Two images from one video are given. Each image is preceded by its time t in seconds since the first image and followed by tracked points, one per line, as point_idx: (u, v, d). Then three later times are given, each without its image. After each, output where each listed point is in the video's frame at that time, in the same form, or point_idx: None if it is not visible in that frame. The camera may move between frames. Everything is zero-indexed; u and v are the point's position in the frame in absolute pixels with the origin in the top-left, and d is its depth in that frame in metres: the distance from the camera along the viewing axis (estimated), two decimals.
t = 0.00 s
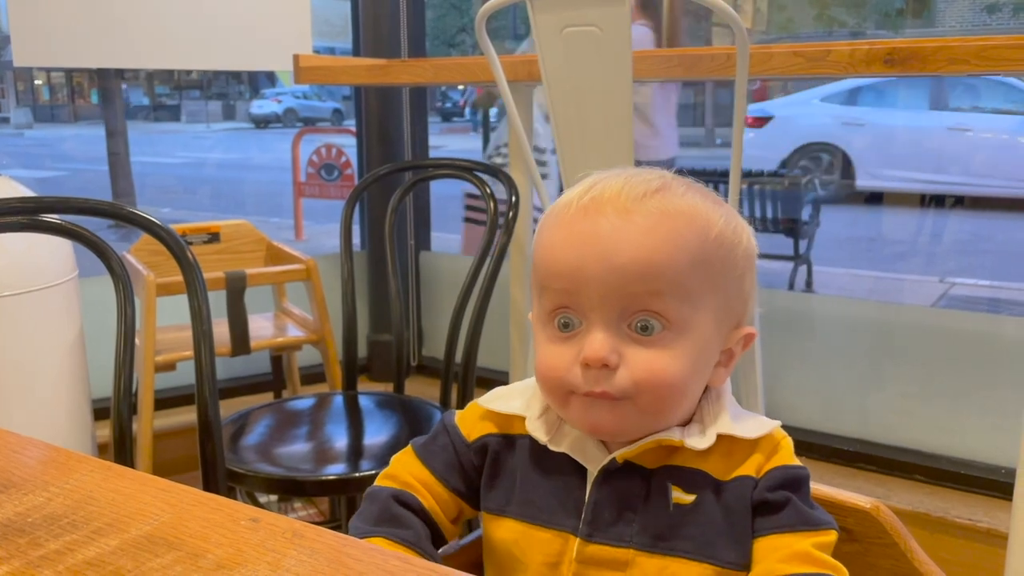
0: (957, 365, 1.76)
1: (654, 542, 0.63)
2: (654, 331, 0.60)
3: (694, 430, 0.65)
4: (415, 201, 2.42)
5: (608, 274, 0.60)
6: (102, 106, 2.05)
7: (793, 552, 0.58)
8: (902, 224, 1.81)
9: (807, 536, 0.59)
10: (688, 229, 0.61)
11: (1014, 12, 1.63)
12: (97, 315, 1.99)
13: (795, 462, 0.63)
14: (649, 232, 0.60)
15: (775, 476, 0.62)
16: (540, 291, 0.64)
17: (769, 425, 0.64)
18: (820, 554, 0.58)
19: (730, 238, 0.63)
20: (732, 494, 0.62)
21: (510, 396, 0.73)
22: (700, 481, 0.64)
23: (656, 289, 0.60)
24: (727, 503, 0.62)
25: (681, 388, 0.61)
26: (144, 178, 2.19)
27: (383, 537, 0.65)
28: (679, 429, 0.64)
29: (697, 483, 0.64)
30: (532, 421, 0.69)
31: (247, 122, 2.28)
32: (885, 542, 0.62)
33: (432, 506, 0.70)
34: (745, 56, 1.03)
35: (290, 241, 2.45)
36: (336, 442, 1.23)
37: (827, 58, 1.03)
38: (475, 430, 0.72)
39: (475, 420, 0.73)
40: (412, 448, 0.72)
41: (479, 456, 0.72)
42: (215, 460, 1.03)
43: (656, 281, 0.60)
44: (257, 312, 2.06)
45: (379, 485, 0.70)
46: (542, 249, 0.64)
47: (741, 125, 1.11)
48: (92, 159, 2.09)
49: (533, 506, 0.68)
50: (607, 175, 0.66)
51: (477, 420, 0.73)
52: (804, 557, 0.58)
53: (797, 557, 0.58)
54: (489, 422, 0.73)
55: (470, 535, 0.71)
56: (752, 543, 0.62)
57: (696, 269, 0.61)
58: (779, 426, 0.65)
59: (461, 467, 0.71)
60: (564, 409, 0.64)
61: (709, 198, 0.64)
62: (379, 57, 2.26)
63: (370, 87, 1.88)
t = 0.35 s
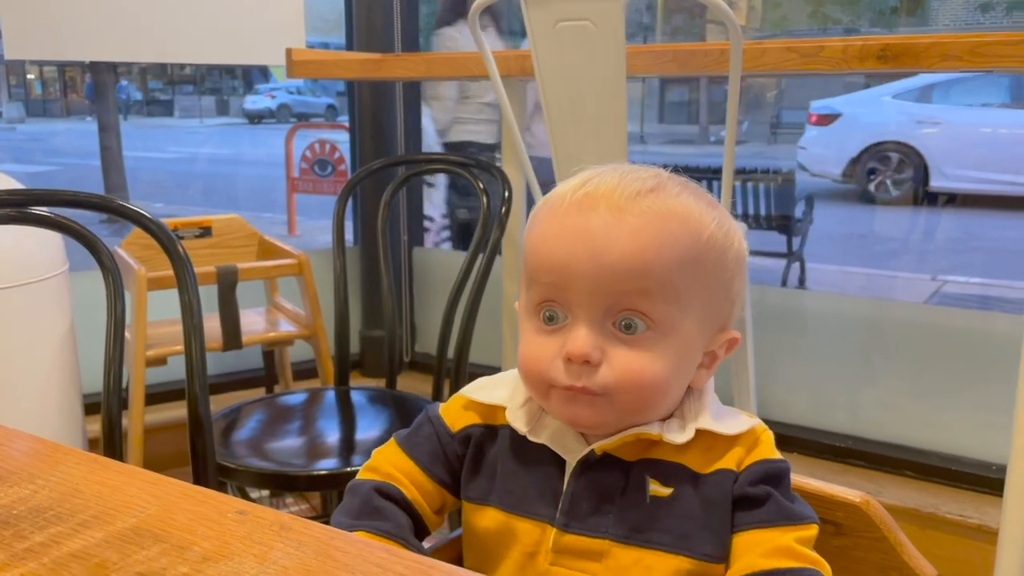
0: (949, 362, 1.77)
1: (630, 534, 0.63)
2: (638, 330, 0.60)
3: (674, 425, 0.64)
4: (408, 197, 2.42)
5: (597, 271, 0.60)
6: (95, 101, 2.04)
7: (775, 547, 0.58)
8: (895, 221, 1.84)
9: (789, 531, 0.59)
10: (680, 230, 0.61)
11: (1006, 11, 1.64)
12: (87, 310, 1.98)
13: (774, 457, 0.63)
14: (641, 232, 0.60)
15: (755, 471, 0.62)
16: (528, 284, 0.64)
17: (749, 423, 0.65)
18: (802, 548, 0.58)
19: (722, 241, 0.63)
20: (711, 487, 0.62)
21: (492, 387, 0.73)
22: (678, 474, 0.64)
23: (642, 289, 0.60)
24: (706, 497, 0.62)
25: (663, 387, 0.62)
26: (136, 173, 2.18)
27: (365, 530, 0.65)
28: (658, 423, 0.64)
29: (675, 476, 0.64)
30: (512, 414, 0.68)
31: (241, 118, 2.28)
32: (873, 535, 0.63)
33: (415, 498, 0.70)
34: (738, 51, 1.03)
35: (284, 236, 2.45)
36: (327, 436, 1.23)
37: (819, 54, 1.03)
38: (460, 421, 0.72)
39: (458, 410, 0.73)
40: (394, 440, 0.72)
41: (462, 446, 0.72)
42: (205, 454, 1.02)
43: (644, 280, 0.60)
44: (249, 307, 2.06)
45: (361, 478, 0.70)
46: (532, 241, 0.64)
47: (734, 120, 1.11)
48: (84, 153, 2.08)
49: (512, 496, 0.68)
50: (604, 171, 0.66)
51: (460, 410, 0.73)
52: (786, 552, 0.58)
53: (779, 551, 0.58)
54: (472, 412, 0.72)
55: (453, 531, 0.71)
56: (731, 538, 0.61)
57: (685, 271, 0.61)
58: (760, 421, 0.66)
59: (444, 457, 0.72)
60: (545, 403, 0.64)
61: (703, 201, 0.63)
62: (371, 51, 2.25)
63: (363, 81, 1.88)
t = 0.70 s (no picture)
0: (936, 358, 1.77)
1: (608, 525, 0.63)
2: (619, 320, 0.60)
3: (653, 420, 0.65)
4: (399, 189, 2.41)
5: (577, 261, 0.60)
6: (84, 91, 2.03)
7: (751, 537, 0.58)
8: (885, 218, 1.83)
9: (765, 520, 0.59)
10: (661, 220, 0.61)
11: (998, 9, 1.64)
12: (75, 301, 1.96)
13: (752, 448, 0.63)
14: (622, 221, 0.60)
15: (732, 461, 0.62)
16: (510, 272, 0.64)
17: (730, 415, 0.65)
18: (779, 537, 0.58)
19: (703, 232, 0.63)
20: (689, 478, 0.62)
21: (475, 376, 0.72)
22: (657, 466, 0.64)
23: (624, 278, 0.60)
24: (683, 488, 0.62)
25: (640, 377, 0.62)
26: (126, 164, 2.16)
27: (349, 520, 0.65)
28: (638, 419, 0.64)
29: (653, 468, 0.64)
30: (495, 406, 0.68)
31: (232, 110, 2.26)
32: (857, 527, 0.65)
33: (400, 489, 0.69)
34: (729, 45, 1.03)
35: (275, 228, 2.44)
36: (315, 427, 1.23)
37: (808, 49, 1.03)
38: (444, 411, 0.72)
39: (442, 400, 0.73)
40: (380, 432, 0.72)
41: (447, 436, 0.72)
42: (190, 447, 1.02)
43: (624, 270, 0.60)
44: (237, 298, 2.05)
45: (345, 468, 0.70)
46: (514, 229, 0.63)
47: (724, 114, 1.11)
48: (73, 143, 2.07)
49: (492, 486, 0.68)
50: (587, 160, 0.66)
51: (444, 400, 0.73)
52: (763, 541, 0.58)
53: (756, 541, 0.58)
54: (455, 402, 0.72)
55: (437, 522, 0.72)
56: (708, 529, 0.62)
57: (665, 260, 0.61)
58: (740, 414, 0.66)
59: (428, 447, 0.71)
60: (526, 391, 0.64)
61: (685, 191, 0.63)
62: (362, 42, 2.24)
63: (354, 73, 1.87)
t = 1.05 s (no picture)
0: (932, 356, 1.78)
1: (604, 516, 0.63)
2: (615, 315, 0.60)
3: (650, 411, 0.64)
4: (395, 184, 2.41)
5: (574, 256, 0.60)
6: (80, 83, 2.03)
7: (744, 530, 0.59)
8: (884, 216, 1.84)
9: (758, 514, 0.60)
10: (658, 214, 0.60)
11: (995, 9, 1.64)
12: (70, 293, 1.96)
13: (749, 441, 0.63)
14: (619, 216, 0.60)
15: (727, 454, 0.62)
16: (506, 268, 0.64)
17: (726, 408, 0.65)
18: (771, 530, 0.59)
19: (699, 225, 0.63)
20: (685, 472, 0.63)
21: (470, 366, 0.73)
22: (652, 457, 0.64)
23: (621, 273, 0.60)
24: (679, 480, 0.63)
25: (638, 372, 0.62)
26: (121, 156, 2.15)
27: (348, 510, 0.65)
28: (634, 409, 0.64)
29: (649, 459, 0.64)
30: (491, 396, 0.68)
31: (228, 103, 2.27)
32: (853, 520, 0.66)
33: (398, 480, 0.69)
34: (727, 40, 1.02)
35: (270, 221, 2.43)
36: (310, 421, 1.23)
37: (807, 45, 1.03)
38: (440, 402, 0.72)
39: (437, 392, 0.73)
40: (377, 424, 0.72)
41: (443, 427, 0.71)
42: (185, 439, 1.02)
43: (620, 265, 0.60)
44: (232, 291, 2.05)
45: (343, 462, 0.70)
46: (510, 224, 0.63)
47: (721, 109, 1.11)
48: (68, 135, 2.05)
49: (487, 477, 0.68)
50: (582, 153, 0.66)
51: (439, 392, 0.73)
52: (756, 535, 0.58)
53: (749, 535, 0.58)
54: (451, 394, 0.72)
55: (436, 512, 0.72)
56: (703, 523, 0.62)
57: (662, 254, 0.61)
58: (737, 407, 0.66)
59: (425, 439, 0.71)
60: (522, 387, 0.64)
61: (682, 184, 0.63)
62: (359, 36, 2.24)
63: (351, 65, 1.87)
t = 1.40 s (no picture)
0: (928, 354, 1.78)
1: (612, 516, 0.63)
2: (620, 312, 0.60)
3: (654, 407, 0.65)
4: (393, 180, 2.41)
5: (579, 254, 0.59)
6: (78, 78, 2.02)
7: (741, 521, 0.59)
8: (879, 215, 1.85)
9: (757, 505, 0.60)
10: (660, 209, 0.61)
11: (993, 9, 1.64)
12: (66, 288, 1.95)
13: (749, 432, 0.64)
14: (622, 212, 0.60)
15: (727, 445, 0.63)
16: (505, 267, 0.64)
17: (727, 398, 0.66)
18: (769, 521, 0.59)
19: (699, 219, 0.63)
20: (687, 463, 0.63)
21: (467, 369, 0.73)
22: (657, 454, 0.64)
23: (625, 270, 0.60)
24: (682, 473, 0.63)
25: (641, 369, 0.62)
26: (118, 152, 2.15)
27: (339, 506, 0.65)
28: (640, 407, 0.65)
29: (653, 456, 0.64)
30: (491, 400, 0.68)
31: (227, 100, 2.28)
32: (848, 518, 0.66)
33: (388, 478, 0.69)
34: (726, 38, 1.02)
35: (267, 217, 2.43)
36: (306, 417, 1.23)
37: (806, 43, 1.03)
38: (435, 405, 0.72)
39: (433, 394, 0.73)
40: (370, 422, 0.72)
41: (437, 430, 0.71)
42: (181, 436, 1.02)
43: (626, 262, 0.60)
44: (229, 287, 2.05)
45: (334, 457, 0.70)
46: (510, 223, 0.63)
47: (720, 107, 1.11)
48: (65, 131, 2.04)
49: (490, 480, 0.68)
50: (578, 149, 0.66)
51: (435, 395, 0.73)
52: (753, 525, 0.58)
53: (746, 525, 0.58)
54: (448, 397, 0.72)
55: (430, 509, 0.72)
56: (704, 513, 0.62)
57: (664, 249, 0.61)
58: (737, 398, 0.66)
59: (418, 440, 0.71)
60: (525, 386, 0.64)
61: (680, 178, 0.64)
62: (358, 31, 2.23)
63: (349, 62, 1.86)
